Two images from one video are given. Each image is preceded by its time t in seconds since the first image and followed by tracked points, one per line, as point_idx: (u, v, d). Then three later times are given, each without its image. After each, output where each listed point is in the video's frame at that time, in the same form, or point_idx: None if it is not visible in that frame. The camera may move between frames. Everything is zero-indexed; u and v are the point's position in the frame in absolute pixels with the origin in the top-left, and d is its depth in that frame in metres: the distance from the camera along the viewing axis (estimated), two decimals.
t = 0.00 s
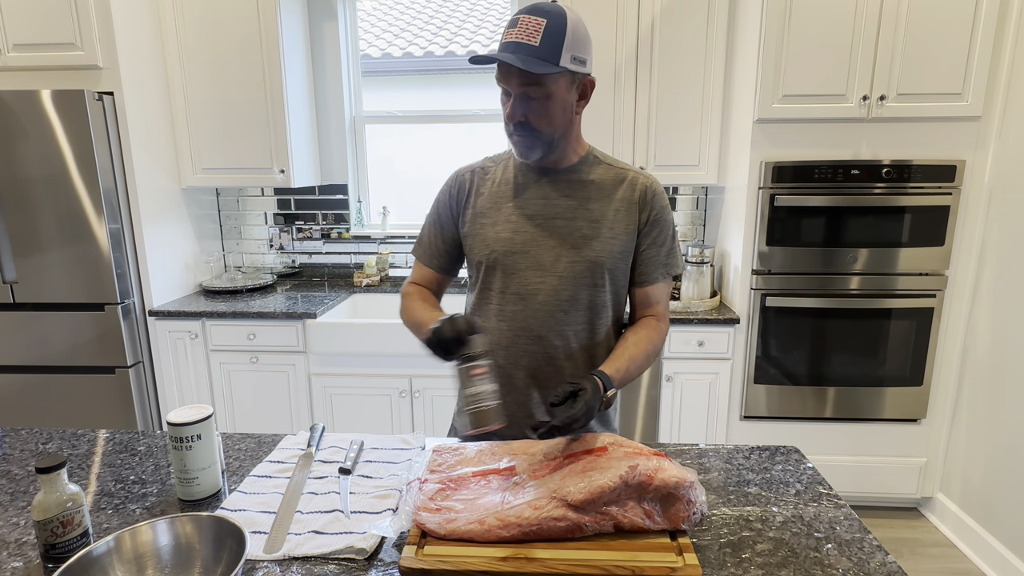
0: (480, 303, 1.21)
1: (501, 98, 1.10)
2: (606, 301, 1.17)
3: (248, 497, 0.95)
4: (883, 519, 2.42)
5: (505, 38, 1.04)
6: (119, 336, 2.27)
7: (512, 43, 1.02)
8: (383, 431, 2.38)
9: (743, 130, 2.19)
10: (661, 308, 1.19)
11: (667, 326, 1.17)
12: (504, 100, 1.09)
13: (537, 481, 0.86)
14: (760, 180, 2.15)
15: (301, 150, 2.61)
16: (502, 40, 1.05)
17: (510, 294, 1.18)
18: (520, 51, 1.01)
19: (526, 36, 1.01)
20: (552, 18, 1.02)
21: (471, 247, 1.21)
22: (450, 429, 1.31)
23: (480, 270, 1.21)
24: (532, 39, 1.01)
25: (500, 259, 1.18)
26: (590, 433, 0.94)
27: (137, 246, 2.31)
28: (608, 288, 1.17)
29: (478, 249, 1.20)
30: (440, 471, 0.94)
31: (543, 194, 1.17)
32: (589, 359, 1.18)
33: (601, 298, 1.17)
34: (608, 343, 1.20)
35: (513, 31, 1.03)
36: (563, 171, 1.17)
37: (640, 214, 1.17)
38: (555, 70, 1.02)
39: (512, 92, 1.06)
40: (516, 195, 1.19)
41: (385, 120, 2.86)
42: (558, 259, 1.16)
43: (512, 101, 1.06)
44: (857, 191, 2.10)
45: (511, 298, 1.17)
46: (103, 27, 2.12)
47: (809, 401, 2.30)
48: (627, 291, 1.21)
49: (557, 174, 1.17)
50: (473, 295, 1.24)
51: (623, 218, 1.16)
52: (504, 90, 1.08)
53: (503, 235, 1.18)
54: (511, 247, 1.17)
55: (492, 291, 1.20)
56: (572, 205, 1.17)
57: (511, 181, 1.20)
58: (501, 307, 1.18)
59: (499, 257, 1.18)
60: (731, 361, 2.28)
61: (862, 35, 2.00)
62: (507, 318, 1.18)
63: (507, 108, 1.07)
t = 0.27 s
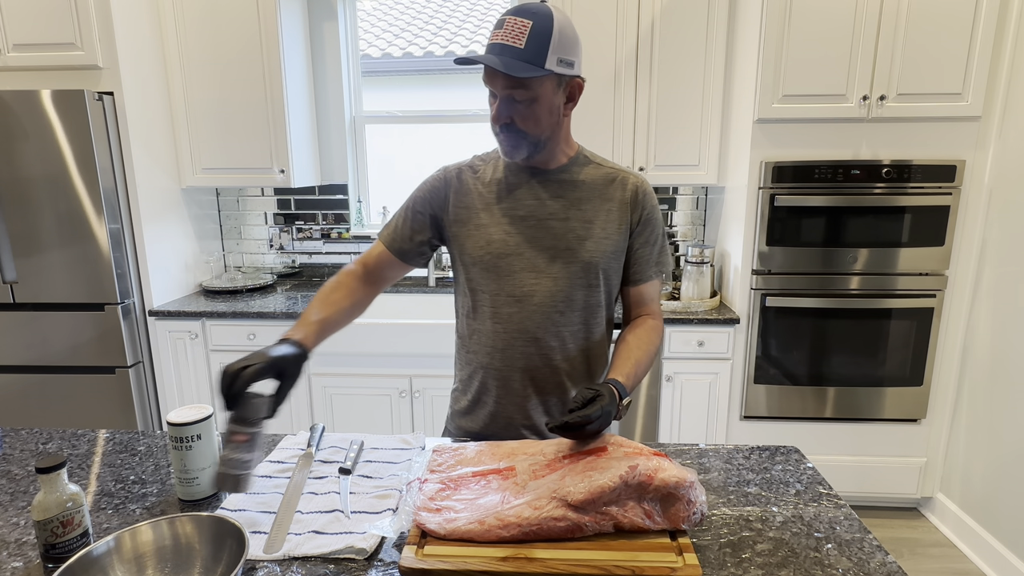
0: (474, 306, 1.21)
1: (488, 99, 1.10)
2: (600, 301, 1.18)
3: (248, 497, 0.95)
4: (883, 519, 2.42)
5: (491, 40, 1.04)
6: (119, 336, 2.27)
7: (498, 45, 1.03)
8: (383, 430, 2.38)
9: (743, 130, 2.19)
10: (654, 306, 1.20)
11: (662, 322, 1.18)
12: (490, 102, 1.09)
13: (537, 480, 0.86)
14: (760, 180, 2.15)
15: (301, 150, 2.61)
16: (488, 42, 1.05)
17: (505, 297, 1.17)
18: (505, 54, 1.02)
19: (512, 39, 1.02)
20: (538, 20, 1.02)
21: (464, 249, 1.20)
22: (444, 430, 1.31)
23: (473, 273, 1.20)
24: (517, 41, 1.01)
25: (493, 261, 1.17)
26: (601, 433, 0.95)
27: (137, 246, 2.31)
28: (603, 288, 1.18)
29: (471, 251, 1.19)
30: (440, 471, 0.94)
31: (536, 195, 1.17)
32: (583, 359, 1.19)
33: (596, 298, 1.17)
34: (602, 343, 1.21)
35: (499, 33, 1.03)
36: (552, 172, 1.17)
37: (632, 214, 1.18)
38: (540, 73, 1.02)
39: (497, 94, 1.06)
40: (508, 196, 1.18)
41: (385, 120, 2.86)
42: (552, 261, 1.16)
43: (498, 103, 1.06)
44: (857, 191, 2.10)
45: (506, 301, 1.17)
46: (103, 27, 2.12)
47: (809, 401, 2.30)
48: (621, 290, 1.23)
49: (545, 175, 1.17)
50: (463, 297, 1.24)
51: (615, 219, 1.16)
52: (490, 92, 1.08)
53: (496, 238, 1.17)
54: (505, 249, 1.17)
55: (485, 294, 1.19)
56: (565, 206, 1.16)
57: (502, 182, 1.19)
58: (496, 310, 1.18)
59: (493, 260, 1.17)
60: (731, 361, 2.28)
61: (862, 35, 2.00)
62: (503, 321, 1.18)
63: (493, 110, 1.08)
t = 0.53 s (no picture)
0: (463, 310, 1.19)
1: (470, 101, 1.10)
2: (591, 300, 1.18)
3: (248, 497, 0.95)
4: (883, 519, 2.42)
5: (471, 43, 1.04)
6: (119, 336, 2.27)
7: (478, 48, 1.02)
8: (383, 430, 2.38)
9: (743, 130, 2.19)
10: (643, 303, 1.21)
11: (651, 317, 1.19)
12: (473, 104, 1.09)
13: (538, 480, 0.86)
14: (760, 180, 2.15)
15: (301, 150, 2.61)
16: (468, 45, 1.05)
17: (496, 299, 1.17)
18: (486, 57, 1.01)
19: (492, 41, 1.02)
20: (518, 22, 1.02)
21: (454, 252, 1.18)
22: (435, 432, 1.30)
23: (462, 277, 1.19)
24: (499, 44, 1.01)
25: (483, 265, 1.17)
26: (602, 433, 0.95)
27: (137, 246, 2.31)
28: (593, 287, 1.18)
29: (461, 255, 1.18)
30: (440, 471, 0.94)
31: (522, 197, 1.16)
32: (575, 359, 1.20)
33: (586, 297, 1.18)
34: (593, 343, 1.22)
35: (479, 36, 1.03)
36: (537, 172, 1.17)
37: (619, 212, 1.18)
38: (522, 76, 1.02)
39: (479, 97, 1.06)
40: (495, 199, 1.17)
41: (385, 120, 2.86)
42: (542, 262, 1.16)
43: (480, 106, 1.06)
44: (857, 191, 2.10)
45: (498, 303, 1.17)
46: (103, 27, 2.12)
47: (809, 401, 2.31)
48: (610, 288, 1.23)
49: (532, 176, 1.17)
50: (447, 301, 1.22)
51: (603, 217, 1.17)
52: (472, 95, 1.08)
53: (484, 241, 1.17)
54: (494, 252, 1.16)
55: (475, 297, 1.18)
56: (553, 206, 1.16)
57: (488, 184, 1.18)
58: (487, 312, 1.17)
59: (482, 263, 1.17)
60: (731, 361, 2.28)
61: (862, 35, 2.00)
62: (494, 324, 1.17)
63: (475, 112, 1.08)
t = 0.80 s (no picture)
0: (461, 311, 1.19)
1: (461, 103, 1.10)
2: (589, 298, 1.18)
3: (248, 497, 0.95)
4: (883, 519, 2.42)
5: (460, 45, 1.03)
6: (119, 336, 2.27)
7: (467, 50, 1.02)
8: (383, 430, 2.38)
9: (743, 130, 2.19)
10: (640, 301, 1.21)
11: (649, 314, 1.18)
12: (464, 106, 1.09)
13: (538, 480, 0.86)
14: (760, 180, 2.15)
15: (301, 149, 2.61)
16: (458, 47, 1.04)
17: (493, 300, 1.17)
18: (476, 59, 1.01)
19: (481, 43, 1.01)
20: (507, 23, 1.02)
21: (449, 255, 1.18)
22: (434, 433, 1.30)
23: (458, 279, 1.18)
24: (488, 45, 1.01)
25: (479, 266, 1.17)
26: (602, 433, 0.95)
27: (137, 246, 2.31)
28: (590, 285, 1.18)
29: (456, 258, 1.18)
30: (440, 471, 0.94)
31: (517, 198, 1.16)
32: (574, 359, 1.19)
33: (584, 295, 1.18)
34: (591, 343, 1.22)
35: (468, 37, 1.02)
36: (531, 173, 1.17)
37: (614, 209, 1.18)
38: (512, 77, 1.02)
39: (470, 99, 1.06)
40: (489, 200, 1.17)
41: (385, 120, 2.86)
42: (539, 261, 1.15)
43: (471, 108, 1.06)
44: (857, 191, 2.10)
45: (496, 304, 1.17)
46: (103, 27, 2.12)
47: (809, 401, 2.31)
48: (608, 287, 1.23)
49: (525, 176, 1.17)
50: (444, 304, 1.22)
51: (599, 214, 1.17)
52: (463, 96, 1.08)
53: (480, 242, 1.17)
54: (490, 253, 1.16)
55: (472, 298, 1.18)
56: (548, 205, 1.16)
57: (482, 186, 1.18)
58: (485, 313, 1.17)
59: (479, 264, 1.17)
60: (731, 361, 2.28)
61: (862, 36, 2.00)
62: (492, 324, 1.17)
63: (467, 114, 1.08)
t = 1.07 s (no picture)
0: (466, 309, 1.20)
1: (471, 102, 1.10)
2: (593, 298, 1.18)
3: (248, 497, 0.95)
4: (883, 519, 2.42)
5: (469, 43, 1.04)
6: (119, 336, 2.27)
7: (476, 49, 1.02)
8: (383, 430, 2.38)
9: (743, 130, 2.19)
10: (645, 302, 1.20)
11: (654, 314, 1.18)
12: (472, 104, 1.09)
13: (537, 480, 0.86)
14: (760, 180, 2.15)
15: (301, 149, 2.61)
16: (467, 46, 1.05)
17: (497, 298, 1.17)
18: (484, 58, 1.01)
19: (490, 43, 1.01)
20: (516, 22, 1.02)
21: (451, 253, 1.20)
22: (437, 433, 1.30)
23: (464, 276, 1.19)
24: (496, 45, 1.01)
25: (484, 263, 1.17)
26: (603, 433, 0.94)
27: (137, 246, 2.31)
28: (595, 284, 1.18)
29: (459, 257, 1.19)
30: (440, 471, 0.94)
31: (522, 197, 1.17)
32: (578, 358, 1.19)
33: (588, 294, 1.17)
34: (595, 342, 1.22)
35: (477, 37, 1.03)
36: (538, 172, 1.17)
37: (619, 208, 1.18)
38: (520, 76, 1.02)
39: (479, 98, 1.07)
40: (495, 199, 1.18)
41: (385, 120, 2.85)
42: (543, 259, 1.16)
43: (479, 107, 1.07)
44: (857, 191, 2.10)
45: (500, 302, 1.17)
46: (103, 27, 2.12)
47: (809, 401, 2.31)
48: (612, 287, 1.23)
49: (532, 175, 1.17)
50: (450, 301, 1.23)
51: (604, 214, 1.17)
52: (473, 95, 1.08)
53: (486, 240, 1.17)
54: (496, 251, 1.17)
55: (476, 296, 1.18)
56: (553, 204, 1.16)
57: (488, 185, 1.19)
58: (489, 311, 1.18)
59: (483, 262, 1.17)
60: (731, 361, 2.28)
61: (862, 36, 2.00)
62: (496, 322, 1.17)
63: (475, 112, 1.08)
